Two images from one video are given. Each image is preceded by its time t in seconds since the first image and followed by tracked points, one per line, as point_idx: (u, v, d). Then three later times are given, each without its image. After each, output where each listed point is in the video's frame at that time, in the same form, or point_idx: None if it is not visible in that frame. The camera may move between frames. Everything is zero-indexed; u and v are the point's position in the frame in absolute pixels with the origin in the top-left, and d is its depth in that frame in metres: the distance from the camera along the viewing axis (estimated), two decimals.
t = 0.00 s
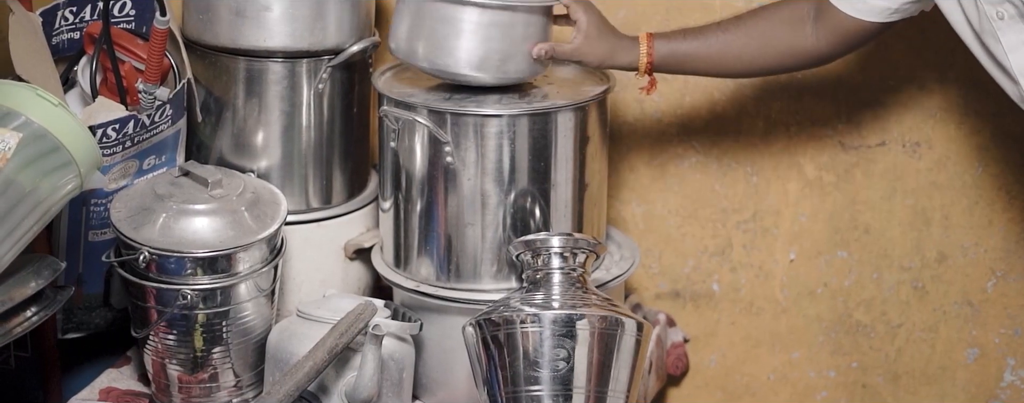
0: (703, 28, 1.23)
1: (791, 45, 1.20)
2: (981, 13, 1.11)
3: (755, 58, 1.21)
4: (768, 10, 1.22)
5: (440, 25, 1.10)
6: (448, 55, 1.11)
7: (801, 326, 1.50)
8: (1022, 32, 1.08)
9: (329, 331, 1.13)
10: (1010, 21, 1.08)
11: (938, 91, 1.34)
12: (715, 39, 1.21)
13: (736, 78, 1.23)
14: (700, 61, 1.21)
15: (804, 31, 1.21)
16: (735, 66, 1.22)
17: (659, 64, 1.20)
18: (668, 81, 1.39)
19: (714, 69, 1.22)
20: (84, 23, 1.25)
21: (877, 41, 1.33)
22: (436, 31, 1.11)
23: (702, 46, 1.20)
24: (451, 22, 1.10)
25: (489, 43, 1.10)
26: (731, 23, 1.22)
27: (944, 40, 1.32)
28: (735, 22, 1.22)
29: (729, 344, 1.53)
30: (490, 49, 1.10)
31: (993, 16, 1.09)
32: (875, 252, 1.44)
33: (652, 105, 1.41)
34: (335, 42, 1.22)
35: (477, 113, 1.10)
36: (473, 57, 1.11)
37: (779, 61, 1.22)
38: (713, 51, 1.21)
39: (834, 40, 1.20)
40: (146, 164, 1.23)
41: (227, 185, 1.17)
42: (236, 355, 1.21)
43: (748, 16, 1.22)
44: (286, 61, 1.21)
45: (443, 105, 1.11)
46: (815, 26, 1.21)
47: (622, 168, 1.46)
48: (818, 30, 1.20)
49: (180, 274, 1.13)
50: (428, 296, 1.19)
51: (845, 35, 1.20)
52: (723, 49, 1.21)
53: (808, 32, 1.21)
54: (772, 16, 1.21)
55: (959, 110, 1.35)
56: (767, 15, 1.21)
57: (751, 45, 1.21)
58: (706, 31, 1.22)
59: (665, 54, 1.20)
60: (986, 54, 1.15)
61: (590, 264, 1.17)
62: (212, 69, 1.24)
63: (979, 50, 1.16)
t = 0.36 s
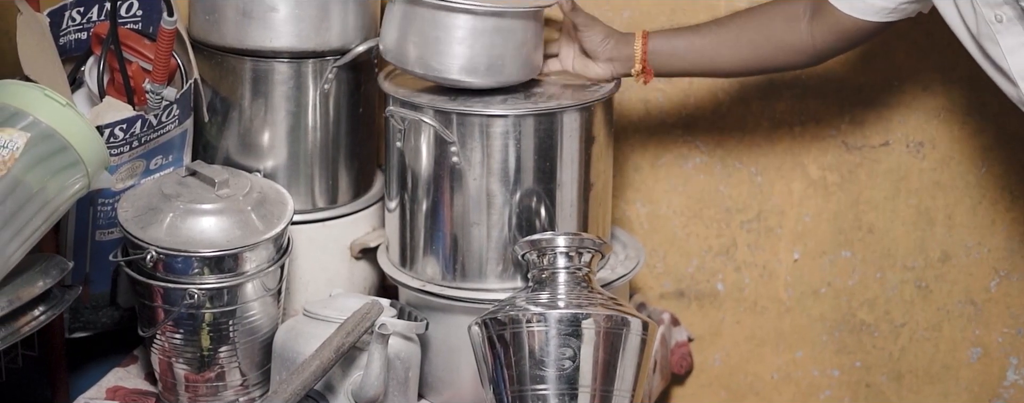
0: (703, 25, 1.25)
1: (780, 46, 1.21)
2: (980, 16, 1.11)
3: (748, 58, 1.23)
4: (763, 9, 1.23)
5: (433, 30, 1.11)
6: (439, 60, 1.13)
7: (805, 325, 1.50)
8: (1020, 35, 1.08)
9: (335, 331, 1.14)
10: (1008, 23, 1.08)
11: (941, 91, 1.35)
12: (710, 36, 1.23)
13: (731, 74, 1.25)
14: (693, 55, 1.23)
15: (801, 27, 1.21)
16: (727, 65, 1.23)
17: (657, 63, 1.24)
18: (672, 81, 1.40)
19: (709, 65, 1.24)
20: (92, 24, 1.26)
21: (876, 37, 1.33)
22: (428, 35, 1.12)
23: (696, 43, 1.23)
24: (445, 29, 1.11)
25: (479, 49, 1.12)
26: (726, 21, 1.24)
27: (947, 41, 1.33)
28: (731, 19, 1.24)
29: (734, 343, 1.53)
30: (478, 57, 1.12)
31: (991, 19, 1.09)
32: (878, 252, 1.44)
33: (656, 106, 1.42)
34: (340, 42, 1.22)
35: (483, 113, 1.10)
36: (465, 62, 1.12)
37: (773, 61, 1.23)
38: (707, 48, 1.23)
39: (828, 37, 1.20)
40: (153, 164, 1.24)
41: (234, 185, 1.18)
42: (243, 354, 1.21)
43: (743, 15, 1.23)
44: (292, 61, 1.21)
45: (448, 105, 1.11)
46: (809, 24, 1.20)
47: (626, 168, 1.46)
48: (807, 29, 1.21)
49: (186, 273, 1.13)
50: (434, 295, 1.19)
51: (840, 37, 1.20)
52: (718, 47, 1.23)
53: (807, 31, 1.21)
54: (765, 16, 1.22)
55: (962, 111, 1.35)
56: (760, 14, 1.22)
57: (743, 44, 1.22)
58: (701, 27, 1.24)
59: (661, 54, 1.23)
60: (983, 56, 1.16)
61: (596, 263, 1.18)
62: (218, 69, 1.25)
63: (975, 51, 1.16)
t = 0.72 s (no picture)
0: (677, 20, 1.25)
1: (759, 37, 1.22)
2: (976, 17, 1.12)
3: (730, 49, 1.23)
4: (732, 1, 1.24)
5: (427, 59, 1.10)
6: (439, 84, 1.11)
7: (809, 324, 1.51)
8: (1017, 35, 1.09)
9: (341, 329, 1.14)
10: (1005, 24, 1.09)
11: (945, 91, 1.35)
12: (687, 30, 1.24)
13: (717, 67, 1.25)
14: (669, 50, 1.24)
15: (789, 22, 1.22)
16: (708, 57, 1.24)
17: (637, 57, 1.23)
18: (676, 80, 1.40)
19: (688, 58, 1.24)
20: (98, 23, 1.27)
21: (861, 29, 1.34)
22: (421, 63, 1.11)
23: (673, 37, 1.23)
24: (439, 53, 1.10)
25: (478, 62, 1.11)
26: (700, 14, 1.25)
27: (951, 41, 1.33)
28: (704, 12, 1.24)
29: (737, 342, 1.54)
30: (478, 72, 1.12)
31: (988, 21, 1.10)
32: (882, 251, 1.45)
33: (660, 105, 1.42)
34: (345, 41, 1.22)
35: (488, 113, 1.10)
36: (466, 83, 1.11)
37: (756, 50, 1.24)
38: (684, 43, 1.23)
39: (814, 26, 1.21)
40: (159, 163, 1.24)
41: (240, 184, 1.18)
42: (248, 353, 1.22)
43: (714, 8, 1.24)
44: (297, 60, 1.22)
45: (454, 105, 1.12)
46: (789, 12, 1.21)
47: (631, 168, 1.46)
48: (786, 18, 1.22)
49: (192, 272, 1.13)
50: (439, 294, 1.20)
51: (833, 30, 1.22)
52: (697, 39, 1.23)
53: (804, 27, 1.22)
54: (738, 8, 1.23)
55: (965, 110, 1.36)
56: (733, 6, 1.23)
57: (722, 35, 1.23)
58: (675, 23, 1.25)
59: (638, 48, 1.23)
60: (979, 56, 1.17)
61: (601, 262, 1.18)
62: (224, 68, 1.25)
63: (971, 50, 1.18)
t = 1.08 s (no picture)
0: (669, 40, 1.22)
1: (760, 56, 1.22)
2: (975, 29, 1.12)
3: (732, 65, 1.22)
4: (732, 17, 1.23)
5: (321, 234, 0.94)
6: (414, 220, 1.03)
7: (812, 323, 1.51)
8: (1016, 46, 1.09)
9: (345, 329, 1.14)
10: (1003, 35, 1.09)
11: (949, 92, 1.36)
12: (685, 51, 1.21)
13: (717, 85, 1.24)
14: (670, 74, 1.21)
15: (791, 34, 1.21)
16: (706, 74, 1.22)
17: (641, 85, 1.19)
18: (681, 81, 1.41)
19: (689, 78, 1.22)
20: (103, 23, 1.27)
21: (863, 35, 1.34)
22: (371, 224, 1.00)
23: (676, 57, 1.20)
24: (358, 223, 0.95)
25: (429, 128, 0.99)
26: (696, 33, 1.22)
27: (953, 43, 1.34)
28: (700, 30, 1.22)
29: (741, 341, 1.54)
30: (453, 166, 1.04)
31: (986, 32, 1.10)
32: (886, 250, 1.45)
33: (664, 106, 1.42)
34: (350, 41, 1.22)
35: (493, 113, 1.10)
36: (421, 220, 1.04)
37: (763, 62, 1.23)
38: (684, 64, 1.21)
39: (815, 32, 1.22)
40: (164, 163, 1.24)
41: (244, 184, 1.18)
42: (253, 352, 1.22)
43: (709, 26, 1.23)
44: (302, 61, 1.22)
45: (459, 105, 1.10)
46: (791, 30, 1.21)
47: (635, 168, 1.46)
48: (789, 38, 1.21)
49: (197, 271, 1.13)
50: (444, 294, 1.20)
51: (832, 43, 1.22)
52: (698, 58, 1.21)
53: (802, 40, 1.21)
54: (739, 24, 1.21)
55: (969, 111, 1.36)
56: (733, 22, 1.22)
57: (721, 52, 1.21)
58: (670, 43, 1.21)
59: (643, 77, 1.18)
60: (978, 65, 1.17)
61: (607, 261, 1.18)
62: (229, 68, 1.25)
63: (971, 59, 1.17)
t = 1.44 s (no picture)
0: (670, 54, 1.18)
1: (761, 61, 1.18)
2: (973, 35, 1.12)
3: (739, 70, 1.18)
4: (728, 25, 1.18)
5: None
6: None
7: (812, 324, 1.51)
8: (1015, 52, 1.09)
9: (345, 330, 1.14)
10: (1002, 42, 1.09)
11: (949, 93, 1.36)
12: (690, 65, 1.17)
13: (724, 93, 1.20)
14: (677, 91, 1.17)
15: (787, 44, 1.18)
16: (712, 87, 1.18)
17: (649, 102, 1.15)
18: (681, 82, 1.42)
19: (697, 92, 1.18)
20: (104, 25, 1.28)
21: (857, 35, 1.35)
22: None
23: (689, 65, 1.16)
24: None
25: None
26: (695, 45, 1.18)
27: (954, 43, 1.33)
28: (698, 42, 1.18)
29: (741, 341, 1.54)
30: None
31: (986, 39, 1.10)
32: (886, 251, 1.45)
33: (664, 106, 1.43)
34: (351, 43, 1.22)
35: (493, 114, 1.10)
36: None
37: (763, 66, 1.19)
38: (692, 78, 1.17)
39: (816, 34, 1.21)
40: (165, 164, 1.24)
41: (245, 185, 1.18)
42: (254, 353, 1.22)
43: (704, 36, 1.18)
44: (303, 61, 1.22)
45: (459, 105, 1.11)
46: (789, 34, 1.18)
47: (635, 168, 1.47)
48: (788, 42, 1.18)
49: (199, 272, 1.14)
50: (445, 294, 1.20)
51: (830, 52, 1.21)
52: (705, 72, 1.17)
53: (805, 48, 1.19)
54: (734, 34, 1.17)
55: (969, 112, 1.36)
56: (730, 32, 1.17)
57: (724, 61, 1.17)
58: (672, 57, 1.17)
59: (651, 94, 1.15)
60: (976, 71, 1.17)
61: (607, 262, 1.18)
62: (230, 70, 1.26)
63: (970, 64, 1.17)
